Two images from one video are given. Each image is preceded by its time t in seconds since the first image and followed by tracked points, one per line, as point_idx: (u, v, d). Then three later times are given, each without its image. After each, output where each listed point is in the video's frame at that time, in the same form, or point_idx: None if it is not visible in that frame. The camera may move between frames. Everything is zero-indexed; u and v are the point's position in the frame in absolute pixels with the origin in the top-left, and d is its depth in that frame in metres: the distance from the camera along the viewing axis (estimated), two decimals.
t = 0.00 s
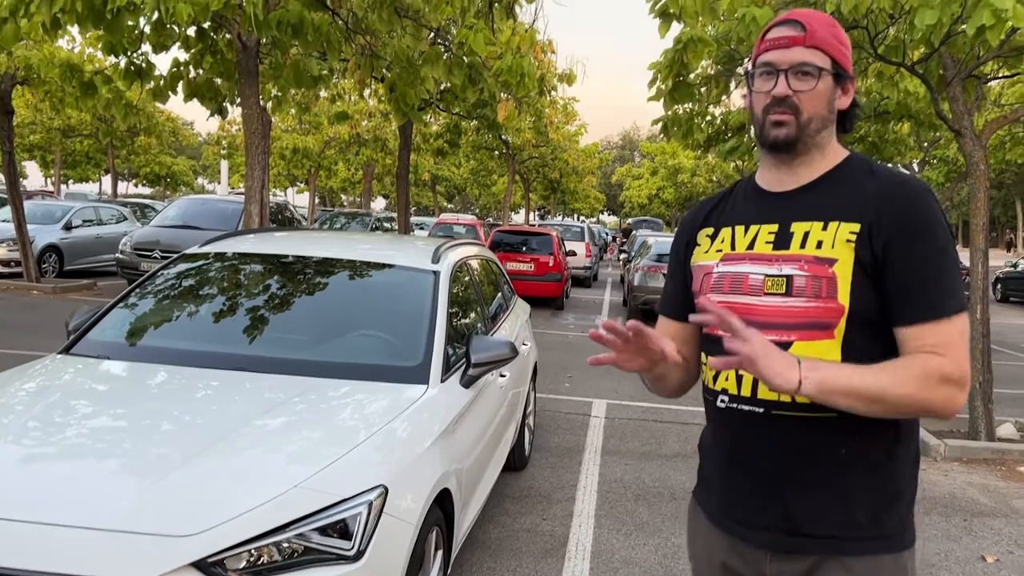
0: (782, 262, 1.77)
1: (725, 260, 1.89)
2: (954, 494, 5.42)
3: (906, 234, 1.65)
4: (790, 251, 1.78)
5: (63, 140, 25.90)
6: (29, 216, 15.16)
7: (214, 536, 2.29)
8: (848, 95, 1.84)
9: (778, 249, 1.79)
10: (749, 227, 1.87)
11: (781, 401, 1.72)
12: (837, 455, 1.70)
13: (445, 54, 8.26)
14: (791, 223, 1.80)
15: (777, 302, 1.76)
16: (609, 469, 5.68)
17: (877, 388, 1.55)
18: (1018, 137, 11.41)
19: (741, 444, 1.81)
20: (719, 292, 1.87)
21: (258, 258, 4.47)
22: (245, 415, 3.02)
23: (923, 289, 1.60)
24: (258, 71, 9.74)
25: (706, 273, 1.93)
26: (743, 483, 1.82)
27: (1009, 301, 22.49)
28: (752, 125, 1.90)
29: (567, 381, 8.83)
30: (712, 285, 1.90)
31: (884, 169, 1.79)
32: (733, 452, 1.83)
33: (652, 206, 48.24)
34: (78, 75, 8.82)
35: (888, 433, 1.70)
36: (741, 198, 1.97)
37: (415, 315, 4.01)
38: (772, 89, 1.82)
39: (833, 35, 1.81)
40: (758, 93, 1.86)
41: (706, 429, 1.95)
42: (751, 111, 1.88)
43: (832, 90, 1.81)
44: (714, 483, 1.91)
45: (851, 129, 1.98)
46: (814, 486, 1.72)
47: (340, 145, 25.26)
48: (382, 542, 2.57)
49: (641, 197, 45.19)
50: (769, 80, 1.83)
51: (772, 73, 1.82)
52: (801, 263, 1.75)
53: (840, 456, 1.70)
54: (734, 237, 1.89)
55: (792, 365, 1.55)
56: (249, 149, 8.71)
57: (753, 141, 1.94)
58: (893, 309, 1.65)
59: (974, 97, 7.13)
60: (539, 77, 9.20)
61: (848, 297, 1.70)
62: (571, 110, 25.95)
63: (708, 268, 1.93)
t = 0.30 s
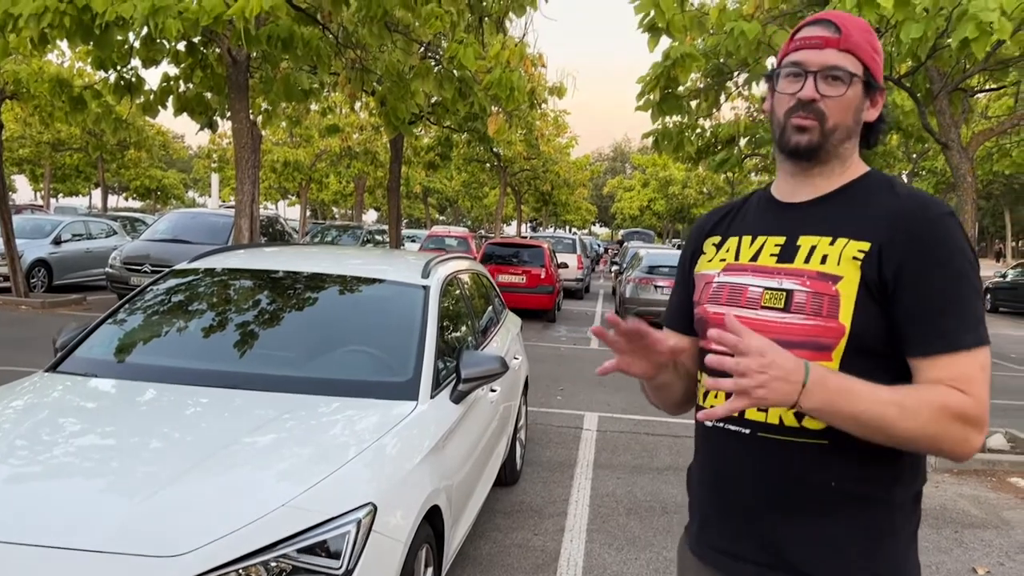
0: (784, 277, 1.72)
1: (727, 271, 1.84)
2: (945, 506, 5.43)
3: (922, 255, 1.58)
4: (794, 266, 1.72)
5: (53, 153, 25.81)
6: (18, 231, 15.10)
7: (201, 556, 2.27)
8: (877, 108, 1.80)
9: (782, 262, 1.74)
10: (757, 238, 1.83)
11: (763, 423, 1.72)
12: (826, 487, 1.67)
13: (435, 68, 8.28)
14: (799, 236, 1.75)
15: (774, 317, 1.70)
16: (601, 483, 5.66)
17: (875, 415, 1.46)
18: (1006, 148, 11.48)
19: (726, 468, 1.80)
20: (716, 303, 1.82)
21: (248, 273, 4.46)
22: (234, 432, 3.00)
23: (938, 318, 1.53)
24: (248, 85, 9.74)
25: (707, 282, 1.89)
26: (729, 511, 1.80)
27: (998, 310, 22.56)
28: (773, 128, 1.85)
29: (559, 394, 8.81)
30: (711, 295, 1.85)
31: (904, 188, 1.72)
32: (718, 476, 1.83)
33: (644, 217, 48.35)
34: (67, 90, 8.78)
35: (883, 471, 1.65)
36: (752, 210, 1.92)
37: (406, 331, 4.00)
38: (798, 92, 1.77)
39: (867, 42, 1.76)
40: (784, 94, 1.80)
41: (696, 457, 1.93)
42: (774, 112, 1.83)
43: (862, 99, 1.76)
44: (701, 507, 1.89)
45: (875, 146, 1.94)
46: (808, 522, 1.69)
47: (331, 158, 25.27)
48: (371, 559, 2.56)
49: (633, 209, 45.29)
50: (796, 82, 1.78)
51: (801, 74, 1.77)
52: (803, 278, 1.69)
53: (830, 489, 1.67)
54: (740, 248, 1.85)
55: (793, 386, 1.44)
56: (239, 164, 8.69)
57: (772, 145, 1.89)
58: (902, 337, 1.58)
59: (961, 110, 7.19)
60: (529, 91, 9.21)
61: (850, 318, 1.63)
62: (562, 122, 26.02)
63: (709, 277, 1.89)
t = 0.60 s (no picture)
0: (809, 291, 1.59)
1: (745, 282, 1.73)
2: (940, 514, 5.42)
3: (963, 272, 1.43)
4: (821, 280, 1.59)
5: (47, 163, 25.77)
6: (12, 241, 15.07)
7: (192, 570, 2.24)
8: (913, 112, 1.65)
9: (804, 275, 1.62)
10: (780, 249, 1.71)
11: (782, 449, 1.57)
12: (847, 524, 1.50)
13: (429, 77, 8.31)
14: (826, 248, 1.63)
15: (797, 335, 1.58)
16: (596, 493, 5.64)
17: (922, 486, 1.30)
18: (998, 156, 11.53)
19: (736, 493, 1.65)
20: (736, 320, 1.71)
21: (241, 283, 4.44)
22: (226, 444, 2.97)
23: (979, 341, 1.37)
24: (243, 95, 9.75)
25: (725, 295, 1.78)
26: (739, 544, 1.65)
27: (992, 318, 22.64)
28: (800, 135, 1.72)
29: (554, 403, 8.80)
30: (728, 309, 1.75)
31: (944, 200, 1.58)
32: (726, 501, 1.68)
33: (639, 226, 48.44)
34: (61, 100, 8.78)
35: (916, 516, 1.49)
36: (775, 218, 1.81)
37: (400, 342, 3.97)
38: (829, 96, 1.63)
39: (904, 41, 1.63)
40: (812, 98, 1.67)
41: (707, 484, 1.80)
42: (802, 118, 1.70)
43: (899, 103, 1.62)
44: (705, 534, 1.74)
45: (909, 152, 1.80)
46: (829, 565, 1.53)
47: (326, 167, 25.28)
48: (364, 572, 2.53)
49: (628, 217, 45.43)
50: (826, 84, 1.64)
51: (831, 77, 1.64)
52: (831, 295, 1.56)
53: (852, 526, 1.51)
54: (761, 259, 1.73)
55: (814, 474, 1.32)
56: (233, 174, 8.68)
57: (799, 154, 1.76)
58: (940, 363, 1.42)
59: (954, 118, 7.22)
60: (524, 100, 9.24)
61: (881, 340, 1.49)
62: (557, 131, 26.09)
63: (726, 290, 1.78)
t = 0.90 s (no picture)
0: (823, 309, 1.61)
1: (755, 295, 1.76)
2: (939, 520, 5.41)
3: (984, 289, 1.44)
4: (834, 297, 1.60)
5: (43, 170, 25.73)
6: (8, 248, 15.05)
7: None
8: (936, 116, 1.67)
9: (819, 290, 1.63)
10: (792, 261, 1.72)
11: (795, 475, 1.60)
12: (864, 549, 1.54)
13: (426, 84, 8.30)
14: (841, 262, 1.63)
15: (812, 355, 1.60)
16: (594, 500, 5.63)
17: None
18: (994, 161, 11.56)
19: (752, 517, 1.69)
20: (748, 337, 1.73)
21: (238, 290, 4.44)
22: (223, 452, 2.96)
23: (993, 369, 1.41)
24: (240, 102, 9.73)
25: (736, 307, 1.80)
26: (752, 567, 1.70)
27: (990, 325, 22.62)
28: (818, 140, 1.75)
29: (552, 409, 8.78)
30: (739, 323, 1.77)
31: (963, 208, 1.59)
32: (742, 523, 1.72)
33: (637, 232, 48.44)
34: (57, 107, 8.76)
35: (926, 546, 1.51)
36: (788, 228, 1.82)
37: (398, 348, 3.97)
38: (851, 100, 1.66)
39: (929, 41, 1.66)
40: (831, 103, 1.71)
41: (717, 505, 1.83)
42: (821, 123, 1.73)
43: (921, 108, 1.65)
44: (723, 555, 1.79)
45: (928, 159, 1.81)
46: None
47: (323, 173, 25.27)
48: None
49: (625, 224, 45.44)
50: (848, 88, 1.68)
51: (853, 80, 1.67)
52: (846, 313, 1.57)
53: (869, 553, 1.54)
54: (772, 271, 1.75)
55: None
56: (229, 181, 8.66)
57: (817, 161, 1.78)
58: (950, 388, 1.46)
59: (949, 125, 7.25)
60: (521, 105, 9.24)
61: (897, 362, 1.50)
62: (554, 138, 26.13)
63: (737, 301, 1.80)
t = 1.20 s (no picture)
0: (817, 320, 1.60)
1: (748, 306, 1.75)
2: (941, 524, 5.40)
3: (981, 295, 1.43)
4: (828, 308, 1.60)
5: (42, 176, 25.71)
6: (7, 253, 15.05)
7: None
8: (923, 116, 1.68)
9: (813, 301, 1.62)
10: (784, 270, 1.72)
11: (794, 491, 1.59)
12: (867, 565, 1.52)
13: (425, 88, 8.31)
14: (833, 271, 1.63)
15: (808, 368, 1.60)
16: (594, 505, 5.62)
17: None
18: (993, 165, 11.57)
19: (752, 534, 1.68)
20: (741, 350, 1.73)
21: (237, 295, 4.43)
22: (222, 458, 2.94)
23: (990, 377, 1.39)
24: (239, 107, 9.74)
25: (727, 318, 1.80)
26: None
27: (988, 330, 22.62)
28: (805, 143, 1.75)
29: (552, 414, 8.77)
30: (732, 335, 1.77)
31: (957, 210, 1.58)
32: (742, 538, 1.71)
33: (636, 236, 48.47)
34: (56, 112, 8.75)
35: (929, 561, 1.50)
36: (779, 234, 1.81)
37: (397, 353, 3.96)
38: (837, 102, 1.66)
39: (915, 39, 1.66)
40: (817, 105, 1.71)
41: (716, 516, 1.82)
42: (807, 126, 1.73)
43: (909, 108, 1.65)
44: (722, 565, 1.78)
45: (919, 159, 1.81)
46: None
47: (322, 178, 25.28)
48: None
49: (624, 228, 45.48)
50: (834, 89, 1.68)
51: (839, 81, 1.67)
52: (840, 324, 1.57)
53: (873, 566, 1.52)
54: (764, 281, 1.74)
55: None
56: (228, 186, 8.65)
57: (803, 165, 1.78)
58: (956, 396, 1.44)
59: (948, 128, 7.25)
60: (519, 110, 9.25)
61: (894, 374, 1.50)
62: (553, 142, 26.17)
63: (729, 313, 1.80)
